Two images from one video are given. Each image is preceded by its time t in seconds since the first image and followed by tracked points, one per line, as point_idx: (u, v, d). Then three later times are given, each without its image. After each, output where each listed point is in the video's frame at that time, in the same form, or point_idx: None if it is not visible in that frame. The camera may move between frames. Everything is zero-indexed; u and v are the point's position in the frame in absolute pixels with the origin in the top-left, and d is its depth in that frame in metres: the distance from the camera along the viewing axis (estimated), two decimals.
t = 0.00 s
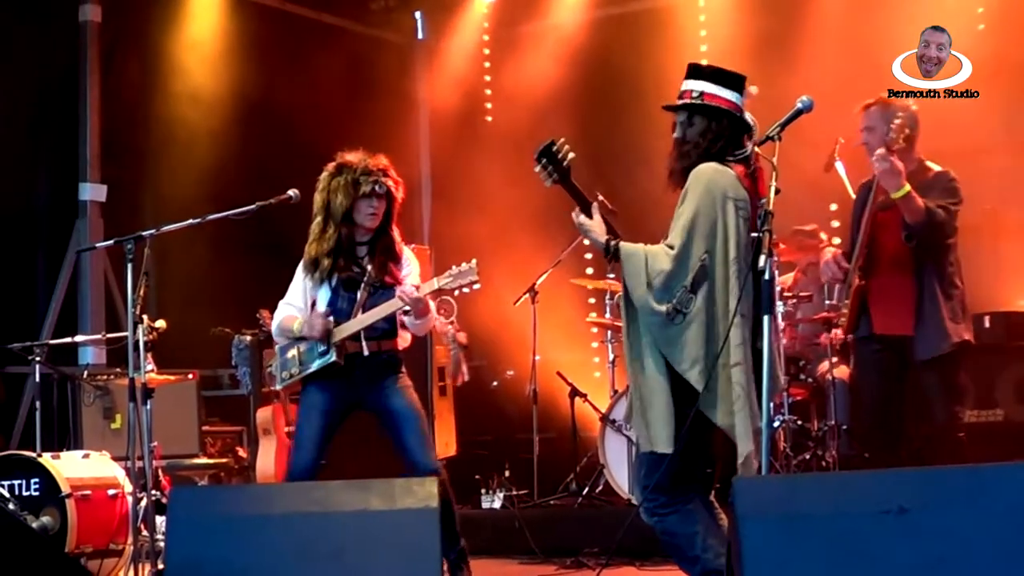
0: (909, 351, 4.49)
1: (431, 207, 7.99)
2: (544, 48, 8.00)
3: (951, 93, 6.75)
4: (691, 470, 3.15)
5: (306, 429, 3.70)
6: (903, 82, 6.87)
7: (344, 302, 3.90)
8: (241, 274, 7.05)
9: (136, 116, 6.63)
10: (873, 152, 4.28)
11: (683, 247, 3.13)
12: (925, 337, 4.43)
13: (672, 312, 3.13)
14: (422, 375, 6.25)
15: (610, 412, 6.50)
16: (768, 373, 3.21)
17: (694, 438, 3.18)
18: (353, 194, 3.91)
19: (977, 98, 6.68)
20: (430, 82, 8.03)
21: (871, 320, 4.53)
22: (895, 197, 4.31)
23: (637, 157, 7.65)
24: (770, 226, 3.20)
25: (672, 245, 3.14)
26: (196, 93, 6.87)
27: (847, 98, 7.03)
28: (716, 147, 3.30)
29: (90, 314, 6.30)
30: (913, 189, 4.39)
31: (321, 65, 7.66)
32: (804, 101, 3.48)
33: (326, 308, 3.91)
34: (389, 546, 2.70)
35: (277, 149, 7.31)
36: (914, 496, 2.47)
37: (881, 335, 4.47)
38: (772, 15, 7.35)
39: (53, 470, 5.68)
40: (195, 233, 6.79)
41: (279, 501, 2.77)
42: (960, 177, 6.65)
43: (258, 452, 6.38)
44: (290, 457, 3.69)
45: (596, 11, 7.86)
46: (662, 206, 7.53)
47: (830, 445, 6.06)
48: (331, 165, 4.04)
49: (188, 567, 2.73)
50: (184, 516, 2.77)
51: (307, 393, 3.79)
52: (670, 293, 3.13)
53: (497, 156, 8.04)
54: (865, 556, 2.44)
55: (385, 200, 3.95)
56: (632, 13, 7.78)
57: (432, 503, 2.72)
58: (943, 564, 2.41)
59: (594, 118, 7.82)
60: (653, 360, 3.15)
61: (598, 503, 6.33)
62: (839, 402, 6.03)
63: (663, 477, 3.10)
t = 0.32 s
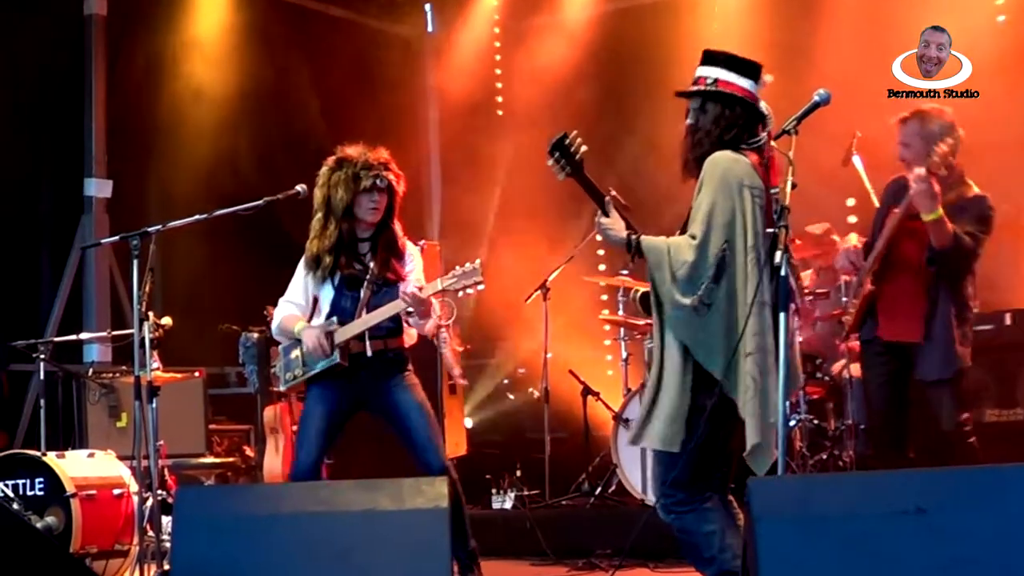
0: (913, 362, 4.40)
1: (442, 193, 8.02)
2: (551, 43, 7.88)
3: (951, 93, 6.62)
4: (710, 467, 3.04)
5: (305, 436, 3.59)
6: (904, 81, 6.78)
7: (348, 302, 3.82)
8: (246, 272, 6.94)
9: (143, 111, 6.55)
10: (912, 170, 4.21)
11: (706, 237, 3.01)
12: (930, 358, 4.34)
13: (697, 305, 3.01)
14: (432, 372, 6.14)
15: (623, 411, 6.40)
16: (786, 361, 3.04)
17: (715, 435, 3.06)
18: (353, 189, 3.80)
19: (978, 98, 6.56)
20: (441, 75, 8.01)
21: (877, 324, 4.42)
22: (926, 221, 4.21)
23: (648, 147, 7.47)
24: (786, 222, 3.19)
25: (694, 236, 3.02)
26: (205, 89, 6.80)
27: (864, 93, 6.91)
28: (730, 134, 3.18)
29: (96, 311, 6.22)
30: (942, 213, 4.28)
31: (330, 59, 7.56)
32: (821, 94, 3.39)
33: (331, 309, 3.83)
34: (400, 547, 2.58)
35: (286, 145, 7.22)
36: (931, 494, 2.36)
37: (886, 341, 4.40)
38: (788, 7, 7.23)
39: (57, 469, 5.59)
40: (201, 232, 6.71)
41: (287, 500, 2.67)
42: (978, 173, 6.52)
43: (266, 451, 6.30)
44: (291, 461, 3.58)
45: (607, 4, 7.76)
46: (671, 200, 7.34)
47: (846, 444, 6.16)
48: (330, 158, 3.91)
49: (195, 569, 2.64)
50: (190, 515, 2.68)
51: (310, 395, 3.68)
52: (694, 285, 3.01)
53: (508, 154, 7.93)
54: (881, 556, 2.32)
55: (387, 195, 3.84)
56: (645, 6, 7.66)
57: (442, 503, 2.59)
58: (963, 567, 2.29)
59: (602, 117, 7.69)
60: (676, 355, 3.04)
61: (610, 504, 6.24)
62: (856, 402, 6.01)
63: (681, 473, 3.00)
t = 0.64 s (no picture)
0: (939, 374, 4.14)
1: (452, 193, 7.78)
2: (567, 38, 7.66)
3: (951, 93, 6.46)
4: (729, 474, 3.00)
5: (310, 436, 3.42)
6: (903, 81, 6.64)
7: (349, 302, 3.64)
8: (254, 273, 6.76)
9: (146, 107, 6.38)
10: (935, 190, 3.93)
11: (732, 242, 2.95)
12: (953, 369, 4.07)
13: (722, 311, 2.95)
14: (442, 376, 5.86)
15: (642, 415, 6.21)
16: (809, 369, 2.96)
17: (734, 442, 3.01)
18: (351, 184, 3.63)
19: (978, 98, 6.39)
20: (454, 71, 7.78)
21: (901, 330, 4.20)
22: (951, 242, 3.92)
23: (670, 142, 7.26)
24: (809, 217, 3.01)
25: (721, 240, 2.96)
26: (210, 85, 6.63)
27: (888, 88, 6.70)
28: (752, 133, 3.12)
29: (98, 313, 6.04)
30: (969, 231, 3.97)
31: (340, 54, 7.38)
32: (844, 87, 3.32)
33: (332, 310, 3.65)
34: (412, 554, 2.47)
35: (293, 142, 7.03)
36: (963, 501, 2.23)
37: (910, 348, 4.15)
38: None
39: (59, 476, 5.42)
40: (207, 233, 6.55)
41: (295, 506, 2.57)
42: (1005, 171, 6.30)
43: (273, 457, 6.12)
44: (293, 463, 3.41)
45: None
46: (691, 198, 7.11)
47: (872, 451, 5.99)
48: (327, 153, 3.75)
49: None
50: (196, 521, 2.61)
51: (313, 396, 3.51)
52: (718, 291, 2.96)
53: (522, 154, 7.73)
54: (904, 562, 2.22)
55: (385, 189, 3.67)
56: None
57: (455, 511, 2.46)
58: None
59: (618, 115, 7.48)
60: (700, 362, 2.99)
61: (629, 512, 6.05)
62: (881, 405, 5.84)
63: (698, 482, 2.96)
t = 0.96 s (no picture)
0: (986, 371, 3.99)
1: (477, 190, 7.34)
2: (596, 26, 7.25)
3: (951, 94, 6.39)
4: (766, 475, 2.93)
5: (337, 445, 3.35)
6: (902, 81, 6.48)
7: (345, 289, 3.56)
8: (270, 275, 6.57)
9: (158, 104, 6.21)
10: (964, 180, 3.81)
11: (773, 229, 2.89)
12: (999, 368, 3.93)
13: (764, 302, 2.89)
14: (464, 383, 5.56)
15: (672, 422, 6.00)
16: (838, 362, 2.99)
17: (772, 442, 2.96)
18: (347, 175, 3.54)
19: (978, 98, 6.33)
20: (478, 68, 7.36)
21: (944, 327, 4.04)
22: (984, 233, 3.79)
23: (704, 139, 6.99)
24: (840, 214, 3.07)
25: (762, 229, 2.90)
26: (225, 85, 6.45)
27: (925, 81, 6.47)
28: (785, 121, 3.05)
29: (110, 317, 5.86)
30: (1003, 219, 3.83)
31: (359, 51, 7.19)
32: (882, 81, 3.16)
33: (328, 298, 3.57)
34: (429, 562, 2.60)
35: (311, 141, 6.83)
36: (996, 512, 2.47)
37: (952, 347, 4.01)
38: None
39: (70, 485, 5.21)
40: (222, 233, 6.36)
41: (317, 517, 2.67)
42: None
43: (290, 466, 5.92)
44: (323, 471, 3.35)
45: None
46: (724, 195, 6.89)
47: (913, 459, 5.72)
48: (331, 137, 3.67)
49: None
50: (212, 532, 2.69)
51: (315, 391, 3.44)
52: (760, 282, 2.90)
53: (553, 151, 7.31)
54: (929, 566, 2.44)
55: (385, 179, 3.57)
56: None
57: (476, 521, 2.61)
58: None
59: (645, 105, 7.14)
60: (741, 356, 2.92)
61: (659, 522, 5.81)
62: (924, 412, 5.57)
63: (738, 485, 2.90)
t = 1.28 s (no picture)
0: None
1: (505, 184, 7.04)
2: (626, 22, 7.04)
3: (951, 94, 6.28)
4: (809, 488, 2.78)
5: (344, 447, 3.28)
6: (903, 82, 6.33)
7: (354, 283, 3.42)
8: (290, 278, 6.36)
9: (174, 101, 6.02)
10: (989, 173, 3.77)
11: (813, 233, 2.77)
12: None
13: (803, 309, 2.76)
14: (493, 388, 5.32)
15: (707, 428, 5.77)
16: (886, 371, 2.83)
17: (816, 453, 2.81)
18: (352, 165, 3.41)
19: (977, 98, 6.20)
20: (505, 60, 7.10)
21: (991, 328, 3.98)
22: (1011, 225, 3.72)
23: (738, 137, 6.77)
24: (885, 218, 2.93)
25: (801, 233, 2.77)
26: (243, 76, 6.23)
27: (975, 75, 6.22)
28: (826, 117, 2.89)
29: (124, 320, 5.66)
30: None
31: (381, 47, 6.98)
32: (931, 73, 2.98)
33: (337, 291, 3.45)
34: None
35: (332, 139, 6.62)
36: None
37: (1001, 348, 3.94)
38: None
39: (82, 495, 4.98)
40: (241, 232, 6.15)
41: (335, 530, 2.44)
42: None
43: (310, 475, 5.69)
44: (330, 474, 3.30)
45: None
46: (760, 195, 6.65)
47: (959, 467, 5.44)
48: (347, 124, 3.54)
49: None
50: (225, 544, 2.46)
51: (321, 388, 3.35)
52: (799, 288, 2.77)
53: (580, 147, 7.07)
54: None
55: (395, 168, 3.41)
56: None
57: (505, 532, 2.38)
58: None
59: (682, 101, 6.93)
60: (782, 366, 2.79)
61: (694, 533, 5.61)
62: (971, 418, 5.27)
63: (775, 498, 2.76)
